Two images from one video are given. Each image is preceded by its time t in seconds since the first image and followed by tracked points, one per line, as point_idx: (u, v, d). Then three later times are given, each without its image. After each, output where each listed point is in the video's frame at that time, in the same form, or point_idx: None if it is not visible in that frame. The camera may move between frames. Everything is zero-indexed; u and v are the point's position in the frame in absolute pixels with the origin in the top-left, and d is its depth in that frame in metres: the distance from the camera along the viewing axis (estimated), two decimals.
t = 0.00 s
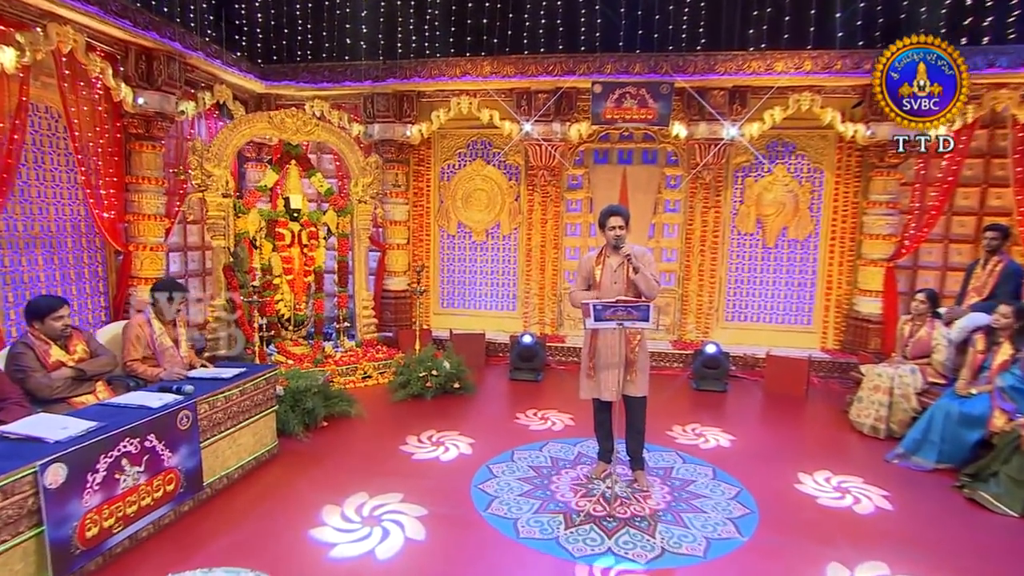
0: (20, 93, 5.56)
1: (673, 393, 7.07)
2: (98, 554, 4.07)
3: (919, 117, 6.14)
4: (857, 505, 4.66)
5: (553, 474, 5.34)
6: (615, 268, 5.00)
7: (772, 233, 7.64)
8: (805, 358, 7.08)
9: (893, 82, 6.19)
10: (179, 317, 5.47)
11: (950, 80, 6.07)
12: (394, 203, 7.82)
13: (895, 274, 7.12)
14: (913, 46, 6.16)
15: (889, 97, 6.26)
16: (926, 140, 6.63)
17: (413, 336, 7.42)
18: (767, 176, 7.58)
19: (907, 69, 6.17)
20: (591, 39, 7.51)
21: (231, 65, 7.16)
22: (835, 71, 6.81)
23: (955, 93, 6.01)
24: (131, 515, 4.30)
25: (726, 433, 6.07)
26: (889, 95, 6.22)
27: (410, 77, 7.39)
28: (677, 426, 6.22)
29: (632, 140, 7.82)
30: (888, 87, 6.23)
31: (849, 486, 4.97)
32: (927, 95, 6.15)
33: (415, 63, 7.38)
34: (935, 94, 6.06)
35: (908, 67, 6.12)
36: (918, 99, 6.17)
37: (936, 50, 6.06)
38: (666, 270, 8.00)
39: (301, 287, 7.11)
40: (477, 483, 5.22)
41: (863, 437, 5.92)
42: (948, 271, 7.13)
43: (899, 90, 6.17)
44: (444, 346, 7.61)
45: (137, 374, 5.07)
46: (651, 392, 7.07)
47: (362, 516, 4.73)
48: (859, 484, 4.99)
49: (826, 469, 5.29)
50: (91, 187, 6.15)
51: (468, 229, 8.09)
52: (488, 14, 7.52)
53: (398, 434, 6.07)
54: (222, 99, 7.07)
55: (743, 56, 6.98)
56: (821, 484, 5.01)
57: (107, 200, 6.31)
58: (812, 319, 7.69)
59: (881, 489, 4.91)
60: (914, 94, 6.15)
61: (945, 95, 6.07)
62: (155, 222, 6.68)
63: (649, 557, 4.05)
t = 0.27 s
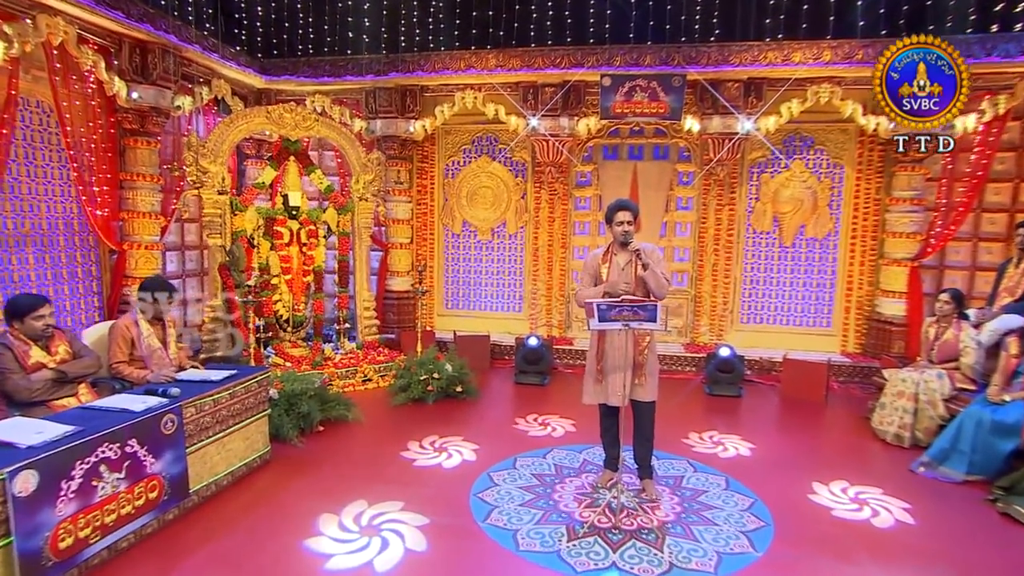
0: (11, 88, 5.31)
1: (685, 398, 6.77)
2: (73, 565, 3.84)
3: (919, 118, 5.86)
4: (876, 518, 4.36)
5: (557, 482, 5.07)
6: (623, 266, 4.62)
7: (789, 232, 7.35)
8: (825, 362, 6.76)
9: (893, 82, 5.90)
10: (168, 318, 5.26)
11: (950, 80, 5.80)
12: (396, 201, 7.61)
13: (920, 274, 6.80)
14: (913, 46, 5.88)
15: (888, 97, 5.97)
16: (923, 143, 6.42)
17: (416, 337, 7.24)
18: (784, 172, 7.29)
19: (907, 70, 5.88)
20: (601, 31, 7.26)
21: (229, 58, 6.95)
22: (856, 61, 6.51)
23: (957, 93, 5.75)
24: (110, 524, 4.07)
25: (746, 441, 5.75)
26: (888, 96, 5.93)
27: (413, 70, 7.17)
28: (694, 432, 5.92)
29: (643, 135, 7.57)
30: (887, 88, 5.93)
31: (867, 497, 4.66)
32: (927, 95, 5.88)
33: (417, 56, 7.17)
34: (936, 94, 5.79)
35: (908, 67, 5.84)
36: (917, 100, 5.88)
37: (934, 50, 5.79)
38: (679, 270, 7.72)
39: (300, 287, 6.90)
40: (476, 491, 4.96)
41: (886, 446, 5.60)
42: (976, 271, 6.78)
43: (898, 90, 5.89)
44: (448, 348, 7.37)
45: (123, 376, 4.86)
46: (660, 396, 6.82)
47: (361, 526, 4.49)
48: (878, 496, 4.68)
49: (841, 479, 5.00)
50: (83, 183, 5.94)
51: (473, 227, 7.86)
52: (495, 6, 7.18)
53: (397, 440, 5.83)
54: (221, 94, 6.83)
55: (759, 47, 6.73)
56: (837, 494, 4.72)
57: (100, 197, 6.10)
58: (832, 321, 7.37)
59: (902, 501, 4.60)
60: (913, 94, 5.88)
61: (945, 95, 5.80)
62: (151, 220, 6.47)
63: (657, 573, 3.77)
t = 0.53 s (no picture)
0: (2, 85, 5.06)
1: (695, 403, 6.53)
2: None
3: (919, 118, 5.78)
4: (890, 530, 4.11)
5: (558, 490, 4.84)
6: (628, 264, 4.27)
7: (804, 230, 7.10)
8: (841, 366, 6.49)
9: (893, 82, 5.83)
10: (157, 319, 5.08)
11: (951, 79, 5.71)
12: (397, 199, 7.42)
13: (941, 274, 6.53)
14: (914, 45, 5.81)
15: (888, 97, 5.92)
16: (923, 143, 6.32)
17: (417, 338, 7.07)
18: (798, 169, 7.05)
19: (909, 69, 5.80)
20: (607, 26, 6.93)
21: (227, 53, 6.83)
22: (873, 53, 6.28)
23: (957, 92, 5.66)
24: (89, 534, 3.88)
25: (764, 449, 5.48)
26: (889, 95, 5.88)
27: (414, 66, 7.06)
28: (707, 439, 5.66)
29: (651, 131, 7.35)
30: (887, 88, 5.88)
31: (881, 508, 4.41)
32: (927, 95, 5.81)
33: (418, 51, 7.03)
34: (937, 94, 5.71)
35: (909, 67, 5.77)
36: (919, 99, 5.80)
37: (937, 49, 5.69)
38: (688, 270, 7.49)
39: (298, 288, 6.71)
40: (473, 499, 4.74)
41: (906, 454, 5.33)
42: (1000, 271, 6.49)
43: (900, 89, 5.84)
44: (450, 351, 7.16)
45: (108, 379, 4.71)
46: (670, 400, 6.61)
47: (358, 535, 4.29)
48: (892, 507, 4.43)
49: (855, 488, 4.74)
50: (74, 181, 5.79)
51: (476, 226, 7.68)
52: None
53: (394, 445, 5.62)
54: (218, 90, 6.67)
55: (771, 39, 6.53)
56: (847, 504, 4.48)
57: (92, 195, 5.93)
58: (848, 323, 7.10)
59: (918, 512, 4.35)
60: (914, 94, 5.82)
61: (946, 95, 5.72)
62: (145, 219, 6.29)
63: None
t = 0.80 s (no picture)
0: None
1: (706, 410, 6.23)
2: None
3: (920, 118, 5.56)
4: (906, 546, 3.84)
5: (558, 501, 4.58)
6: (632, 263, 3.99)
7: (820, 229, 6.80)
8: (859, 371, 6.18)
9: (893, 82, 5.57)
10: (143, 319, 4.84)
11: (950, 80, 5.46)
12: (398, 198, 7.20)
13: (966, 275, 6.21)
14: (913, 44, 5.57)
15: (888, 97, 5.66)
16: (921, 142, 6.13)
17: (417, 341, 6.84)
18: (814, 165, 6.76)
19: (909, 68, 5.56)
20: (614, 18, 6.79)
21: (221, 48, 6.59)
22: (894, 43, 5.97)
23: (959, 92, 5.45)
24: (58, 546, 3.66)
25: (782, 459, 5.17)
26: (889, 95, 5.62)
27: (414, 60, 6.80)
28: (723, 449, 5.35)
29: (661, 127, 7.09)
30: (887, 87, 5.62)
31: (897, 522, 4.13)
32: (927, 94, 5.57)
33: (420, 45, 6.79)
34: (936, 94, 5.46)
35: (909, 66, 5.54)
36: (919, 99, 5.56)
37: (936, 49, 5.46)
38: (700, 271, 7.20)
39: (294, 289, 6.47)
40: (468, 510, 4.49)
41: (930, 465, 5.01)
42: None
43: (900, 89, 5.58)
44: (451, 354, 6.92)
45: (89, 383, 4.49)
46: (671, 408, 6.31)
47: (351, 546, 4.05)
48: (909, 521, 4.15)
49: (870, 500, 4.45)
50: (62, 178, 5.60)
51: (479, 226, 7.46)
52: None
53: (388, 453, 5.38)
54: (213, 85, 6.48)
55: (786, 30, 6.23)
56: (861, 517, 4.21)
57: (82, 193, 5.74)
58: (867, 327, 6.79)
59: (938, 527, 4.06)
60: (915, 94, 5.57)
61: (946, 95, 5.47)
62: (137, 218, 6.09)
63: None
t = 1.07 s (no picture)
0: None
1: (717, 418, 5.95)
2: None
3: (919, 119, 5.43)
4: (924, 564, 3.57)
5: (559, 513, 4.33)
6: (636, 263, 3.70)
7: (839, 229, 6.50)
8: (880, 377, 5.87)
9: (892, 82, 5.45)
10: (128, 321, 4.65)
11: (951, 80, 5.32)
12: (399, 197, 7.01)
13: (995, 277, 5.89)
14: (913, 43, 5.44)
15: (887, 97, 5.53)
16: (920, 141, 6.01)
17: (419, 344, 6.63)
18: (832, 162, 6.47)
19: (910, 68, 5.40)
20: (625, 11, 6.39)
21: (220, 43, 6.48)
22: (918, 32, 5.67)
23: (959, 93, 5.30)
24: (29, 559, 3.44)
25: (803, 471, 4.87)
26: (888, 96, 5.49)
27: (417, 55, 6.66)
28: (740, 460, 5.05)
29: (672, 123, 6.84)
30: (886, 88, 5.49)
31: (914, 538, 3.86)
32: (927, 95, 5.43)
33: (422, 39, 6.65)
34: (936, 94, 5.31)
35: (909, 66, 5.39)
36: (920, 99, 5.41)
37: (936, 48, 5.32)
38: (712, 273, 6.92)
39: (291, 290, 6.26)
40: (464, 522, 4.25)
41: (957, 478, 4.70)
42: None
43: (900, 88, 5.43)
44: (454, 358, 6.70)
45: (70, 387, 4.34)
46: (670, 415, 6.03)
47: (347, 559, 3.84)
48: (928, 537, 3.87)
49: (887, 514, 4.17)
50: (53, 177, 5.44)
51: (483, 226, 7.26)
52: None
53: (384, 460, 5.16)
54: (211, 81, 6.33)
55: (803, 20, 5.95)
56: (875, 532, 3.94)
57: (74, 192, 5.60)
58: (888, 331, 6.48)
59: (960, 545, 3.78)
60: (917, 93, 5.41)
61: (946, 96, 5.32)
62: (131, 217, 5.93)
63: None
